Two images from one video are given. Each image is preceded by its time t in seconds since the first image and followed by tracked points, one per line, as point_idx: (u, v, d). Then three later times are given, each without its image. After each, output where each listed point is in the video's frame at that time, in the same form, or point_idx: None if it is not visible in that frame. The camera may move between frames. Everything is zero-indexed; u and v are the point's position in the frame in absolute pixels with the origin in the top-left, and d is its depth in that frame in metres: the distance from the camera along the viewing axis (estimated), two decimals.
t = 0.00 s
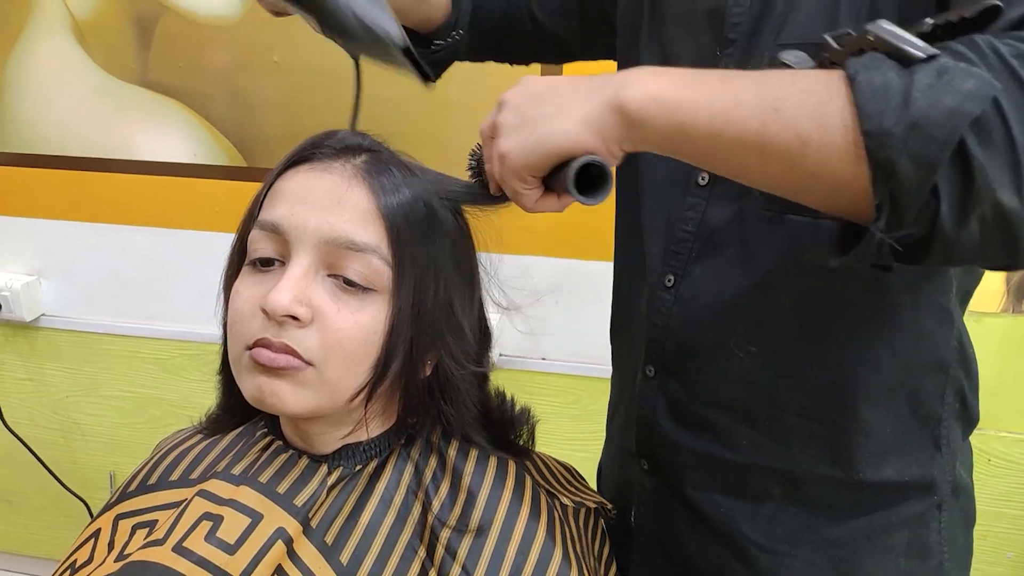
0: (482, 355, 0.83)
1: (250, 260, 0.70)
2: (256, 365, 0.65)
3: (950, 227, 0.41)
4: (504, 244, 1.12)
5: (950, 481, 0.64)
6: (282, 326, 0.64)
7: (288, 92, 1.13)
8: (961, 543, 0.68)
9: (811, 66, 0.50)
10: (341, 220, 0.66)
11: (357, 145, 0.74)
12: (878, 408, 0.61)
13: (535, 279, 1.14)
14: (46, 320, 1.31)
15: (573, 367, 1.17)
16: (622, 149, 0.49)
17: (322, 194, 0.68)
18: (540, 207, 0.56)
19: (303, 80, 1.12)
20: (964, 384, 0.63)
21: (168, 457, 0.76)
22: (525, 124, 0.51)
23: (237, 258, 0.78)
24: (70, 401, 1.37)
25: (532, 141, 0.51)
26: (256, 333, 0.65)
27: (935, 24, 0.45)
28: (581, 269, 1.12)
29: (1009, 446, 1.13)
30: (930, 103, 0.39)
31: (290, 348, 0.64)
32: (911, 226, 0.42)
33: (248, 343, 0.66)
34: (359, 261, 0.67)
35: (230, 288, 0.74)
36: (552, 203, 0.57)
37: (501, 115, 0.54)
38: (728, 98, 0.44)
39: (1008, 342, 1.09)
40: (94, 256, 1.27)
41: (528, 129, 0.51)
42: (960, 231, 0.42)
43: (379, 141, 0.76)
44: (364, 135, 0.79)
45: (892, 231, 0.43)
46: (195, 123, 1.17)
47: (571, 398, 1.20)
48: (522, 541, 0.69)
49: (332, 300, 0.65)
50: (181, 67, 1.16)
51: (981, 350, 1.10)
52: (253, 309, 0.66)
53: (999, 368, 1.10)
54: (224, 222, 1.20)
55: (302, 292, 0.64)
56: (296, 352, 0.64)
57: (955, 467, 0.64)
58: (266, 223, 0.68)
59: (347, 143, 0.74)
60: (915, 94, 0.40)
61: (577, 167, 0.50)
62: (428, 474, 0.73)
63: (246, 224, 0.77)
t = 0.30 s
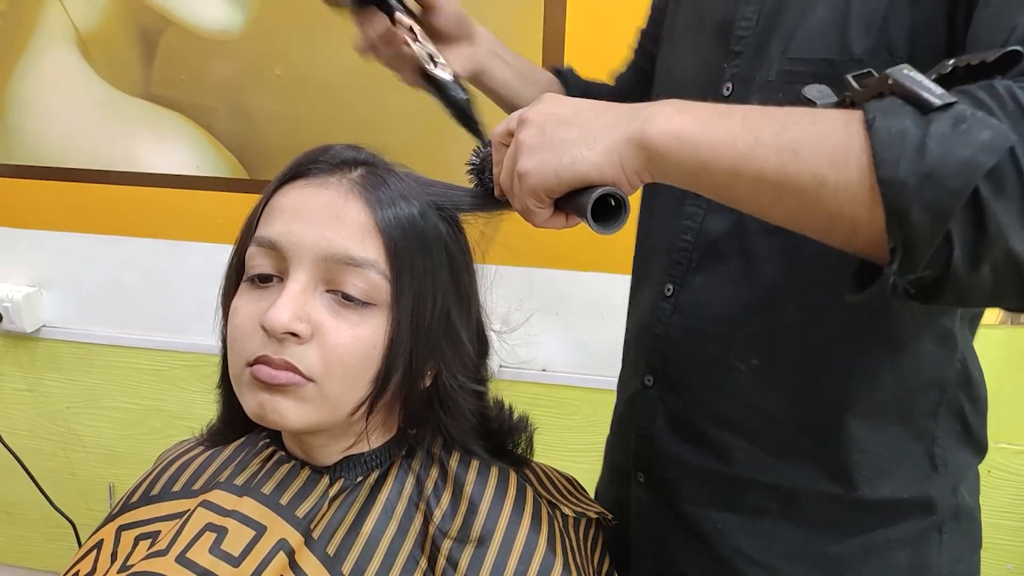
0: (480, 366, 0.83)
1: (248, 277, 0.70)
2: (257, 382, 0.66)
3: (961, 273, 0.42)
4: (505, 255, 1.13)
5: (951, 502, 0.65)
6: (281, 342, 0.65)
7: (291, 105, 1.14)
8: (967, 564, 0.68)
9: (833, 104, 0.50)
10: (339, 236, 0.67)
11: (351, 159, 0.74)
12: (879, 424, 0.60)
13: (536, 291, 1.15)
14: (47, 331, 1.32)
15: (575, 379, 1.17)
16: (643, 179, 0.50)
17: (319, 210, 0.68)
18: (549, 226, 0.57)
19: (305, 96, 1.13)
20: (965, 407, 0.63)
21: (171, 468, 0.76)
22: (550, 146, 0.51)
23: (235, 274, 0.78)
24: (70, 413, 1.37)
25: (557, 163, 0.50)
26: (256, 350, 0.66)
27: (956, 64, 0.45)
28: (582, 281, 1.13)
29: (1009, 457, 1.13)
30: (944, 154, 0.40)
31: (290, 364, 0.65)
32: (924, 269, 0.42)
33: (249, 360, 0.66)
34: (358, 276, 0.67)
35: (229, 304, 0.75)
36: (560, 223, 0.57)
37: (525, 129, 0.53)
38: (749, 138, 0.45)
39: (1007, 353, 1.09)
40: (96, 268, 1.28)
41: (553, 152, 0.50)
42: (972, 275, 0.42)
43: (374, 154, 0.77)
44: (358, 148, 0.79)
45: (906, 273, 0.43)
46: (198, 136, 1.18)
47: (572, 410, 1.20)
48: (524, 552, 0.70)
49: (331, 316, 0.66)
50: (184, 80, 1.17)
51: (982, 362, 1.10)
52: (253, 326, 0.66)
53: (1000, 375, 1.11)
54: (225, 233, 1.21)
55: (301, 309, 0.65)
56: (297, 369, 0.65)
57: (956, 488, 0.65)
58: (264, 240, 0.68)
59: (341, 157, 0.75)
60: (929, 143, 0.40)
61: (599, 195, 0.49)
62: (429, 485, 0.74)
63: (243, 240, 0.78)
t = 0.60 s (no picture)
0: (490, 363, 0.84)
1: (259, 277, 0.71)
2: (269, 382, 0.67)
3: (891, 319, 0.40)
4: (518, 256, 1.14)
5: None
6: (292, 342, 0.65)
7: (307, 105, 1.15)
8: None
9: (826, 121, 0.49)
10: (346, 236, 0.67)
11: (356, 159, 0.74)
12: (883, 463, 0.56)
13: (550, 292, 1.15)
14: (66, 328, 1.34)
15: (587, 380, 1.18)
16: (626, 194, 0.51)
17: (325, 210, 0.68)
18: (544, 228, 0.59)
19: (321, 96, 1.14)
20: None
21: (188, 463, 0.77)
22: (548, 152, 0.53)
23: (247, 273, 0.79)
24: (88, 409, 1.39)
25: (548, 169, 0.52)
26: (268, 351, 0.67)
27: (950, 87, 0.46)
28: (596, 282, 1.12)
29: None
30: (861, 191, 0.39)
31: (302, 364, 0.65)
32: (857, 312, 0.41)
33: (261, 360, 0.67)
34: (366, 275, 0.67)
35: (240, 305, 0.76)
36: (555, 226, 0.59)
37: (525, 134, 0.55)
38: (712, 165, 0.44)
39: None
40: (113, 267, 1.30)
41: (551, 157, 0.52)
42: (902, 324, 0.40)
43: (378, 151, 0.77)
44: (363, 147, 0.79)
45: (835, 316, 0.42)
46: (215, 137, 1.20)
47: (585, 411, 1.20)
48: (536, 550, 0.70)
49: (341, 315, 0.66)
50: (201, 81, 1.18)
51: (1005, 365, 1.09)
52: (264, 326, 0.67)
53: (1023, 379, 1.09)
54: (241, 233, 1.23)
55: (310, 309, 0.65)
56: (308, 368, 0.66)
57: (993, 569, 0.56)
58: (273, 241, 0.69)
59: (346, 157, 0.75)
60: (851, 179, 0.39)
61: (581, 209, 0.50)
62: (442, 483, 0.74)
63: (253, 240, 0.78)
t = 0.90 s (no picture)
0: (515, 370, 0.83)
1: (287, 285, 0.72)
2: (297, 389, 0.68)
3: (803, 347, 0.35)
4: (547, 264, 1.14)
5: None
6: (320, 350, 0.66)
7: (341, 113, 1.17)
8: None
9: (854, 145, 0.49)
10: (371, 245, 0.68)
11: (381, 168, 0.75)
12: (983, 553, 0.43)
13: (578, 301, 1.14)
14: (103, 331, 1.37)
15: (614, 390, 1.17)
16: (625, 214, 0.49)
17: (350, 220, 0.69)
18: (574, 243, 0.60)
19: (354, 104, 1.16)
20: None
21: (218, 465, 0.79)
22: (551, 179, 0.54)
23: (276, 281, 0.80)
24: (123, 411, 1.42)
25: (555, 197, 0.54)
26: (296, 359, 0.68)
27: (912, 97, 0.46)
28: (625, 293, 1.12)
29: None
30: (764, 205, 0.35)
31: (329, 372, 0.67)
32: (772, 340, 0.37)
33: (289, 368, 0.68)
34: (390, 284, 0.68)
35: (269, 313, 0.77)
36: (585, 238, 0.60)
37: (530, 163, 0.57)
38: (677, 191, 0.42)
39: None
40: (149, 272, 1.32)
41: (555, 185, 0.54)
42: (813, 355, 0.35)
43: (400, 161, 0.77)
44: (387, 155, 0.80)
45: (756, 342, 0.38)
46: (249, 144, 1.22)
47: (612, 421, 1.20)
48: (560, 560, 0.70)
49: (367, 323, 0.67)
50: (237, 91, 1.21)
51: None
52: (292, 335, 0.68)
53: None
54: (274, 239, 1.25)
55: (337, 317, 0.66)
56: (335, 376, 0.67)
57: None
58: (300, 250, 0.69)
59: (371, 167, 0.75)
60: (761, 194, 0.35)
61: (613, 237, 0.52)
62: (467, 490, 0.75)
63: (282, 249, 0.79)
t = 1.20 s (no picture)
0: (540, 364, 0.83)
1: (319, 276, 0.73)
2: (327, 377, 0.69)
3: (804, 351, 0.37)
4: (573, 258, 1.13)
5: None
6: (349, 340, 0.67)
7: (369, 106, 1.17)
8: None
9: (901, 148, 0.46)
10: (401, 237, 0.68)
11: (413, 163, 0.75)
12: None
13: (603, 297, 1.14)
14: (136, 321, 1.40)
15: (639, 386, 1.16)
16: (654, 215, 0.49)
17: (382, 212, 0.69)
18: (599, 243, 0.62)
19: (382, 97, 1.16)
20: None
21: (246, 453, 0.80)
22: (591, 169, 0.55)
23: (308, 271, 0.81)
24: (155, 400, 1.45)
25: (590, 188, 0.55)
26: (326, 347, 0.69)
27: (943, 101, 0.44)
28: (651, 290, 1.11)
29: None
30: (770, 207, 0.36)
31: (358, 361, 0.68)
32: (774, 346, 0.38)
33: (318, 357, 0.70)
34: (420, 276, 0.68)
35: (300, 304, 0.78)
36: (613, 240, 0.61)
37: (574, 148, 0.58)
38: (706, 190, 0.42)
39: None
40: (181, 264, 1.35)
41: (590, 178, 0.55)
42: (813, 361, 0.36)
43: (434, 156, 0.77)
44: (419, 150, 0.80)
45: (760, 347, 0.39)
46: (279, 138, 1.24)
47: (637, 417, 1.19)
48: (581, 553, 0.71)
49: (396, 314, 0.68)
50: (267, 85, 1.22)
51: None
52: (323, 324, 0.69)
53: None
54: (303, 232, 1.26)
55: (367, 308, 0.67)
56: (363, 365, 0.68)
57: None
58: (331, 241, 0.70)
59: (403, 161, 0.75)
60: (774, 197, 0.36)
61: (643, 239, 0.52)
62: (490, 481, 0.75)
63: (314, 240, 0.80)
